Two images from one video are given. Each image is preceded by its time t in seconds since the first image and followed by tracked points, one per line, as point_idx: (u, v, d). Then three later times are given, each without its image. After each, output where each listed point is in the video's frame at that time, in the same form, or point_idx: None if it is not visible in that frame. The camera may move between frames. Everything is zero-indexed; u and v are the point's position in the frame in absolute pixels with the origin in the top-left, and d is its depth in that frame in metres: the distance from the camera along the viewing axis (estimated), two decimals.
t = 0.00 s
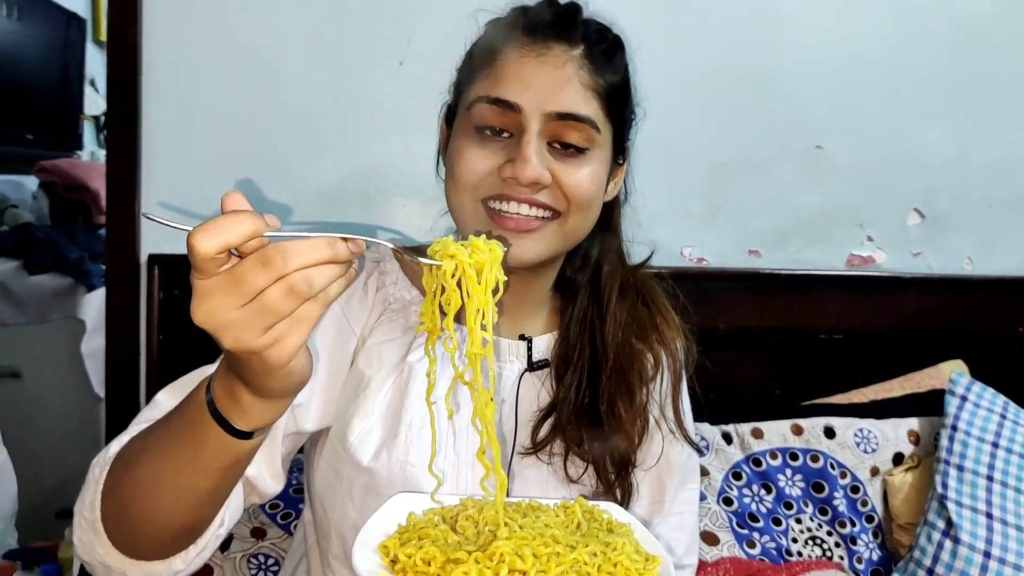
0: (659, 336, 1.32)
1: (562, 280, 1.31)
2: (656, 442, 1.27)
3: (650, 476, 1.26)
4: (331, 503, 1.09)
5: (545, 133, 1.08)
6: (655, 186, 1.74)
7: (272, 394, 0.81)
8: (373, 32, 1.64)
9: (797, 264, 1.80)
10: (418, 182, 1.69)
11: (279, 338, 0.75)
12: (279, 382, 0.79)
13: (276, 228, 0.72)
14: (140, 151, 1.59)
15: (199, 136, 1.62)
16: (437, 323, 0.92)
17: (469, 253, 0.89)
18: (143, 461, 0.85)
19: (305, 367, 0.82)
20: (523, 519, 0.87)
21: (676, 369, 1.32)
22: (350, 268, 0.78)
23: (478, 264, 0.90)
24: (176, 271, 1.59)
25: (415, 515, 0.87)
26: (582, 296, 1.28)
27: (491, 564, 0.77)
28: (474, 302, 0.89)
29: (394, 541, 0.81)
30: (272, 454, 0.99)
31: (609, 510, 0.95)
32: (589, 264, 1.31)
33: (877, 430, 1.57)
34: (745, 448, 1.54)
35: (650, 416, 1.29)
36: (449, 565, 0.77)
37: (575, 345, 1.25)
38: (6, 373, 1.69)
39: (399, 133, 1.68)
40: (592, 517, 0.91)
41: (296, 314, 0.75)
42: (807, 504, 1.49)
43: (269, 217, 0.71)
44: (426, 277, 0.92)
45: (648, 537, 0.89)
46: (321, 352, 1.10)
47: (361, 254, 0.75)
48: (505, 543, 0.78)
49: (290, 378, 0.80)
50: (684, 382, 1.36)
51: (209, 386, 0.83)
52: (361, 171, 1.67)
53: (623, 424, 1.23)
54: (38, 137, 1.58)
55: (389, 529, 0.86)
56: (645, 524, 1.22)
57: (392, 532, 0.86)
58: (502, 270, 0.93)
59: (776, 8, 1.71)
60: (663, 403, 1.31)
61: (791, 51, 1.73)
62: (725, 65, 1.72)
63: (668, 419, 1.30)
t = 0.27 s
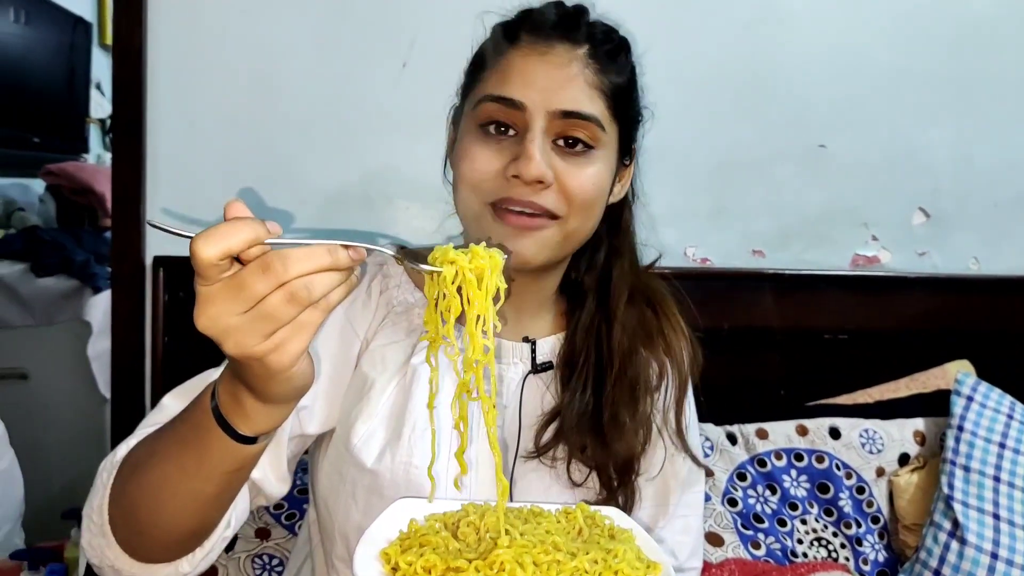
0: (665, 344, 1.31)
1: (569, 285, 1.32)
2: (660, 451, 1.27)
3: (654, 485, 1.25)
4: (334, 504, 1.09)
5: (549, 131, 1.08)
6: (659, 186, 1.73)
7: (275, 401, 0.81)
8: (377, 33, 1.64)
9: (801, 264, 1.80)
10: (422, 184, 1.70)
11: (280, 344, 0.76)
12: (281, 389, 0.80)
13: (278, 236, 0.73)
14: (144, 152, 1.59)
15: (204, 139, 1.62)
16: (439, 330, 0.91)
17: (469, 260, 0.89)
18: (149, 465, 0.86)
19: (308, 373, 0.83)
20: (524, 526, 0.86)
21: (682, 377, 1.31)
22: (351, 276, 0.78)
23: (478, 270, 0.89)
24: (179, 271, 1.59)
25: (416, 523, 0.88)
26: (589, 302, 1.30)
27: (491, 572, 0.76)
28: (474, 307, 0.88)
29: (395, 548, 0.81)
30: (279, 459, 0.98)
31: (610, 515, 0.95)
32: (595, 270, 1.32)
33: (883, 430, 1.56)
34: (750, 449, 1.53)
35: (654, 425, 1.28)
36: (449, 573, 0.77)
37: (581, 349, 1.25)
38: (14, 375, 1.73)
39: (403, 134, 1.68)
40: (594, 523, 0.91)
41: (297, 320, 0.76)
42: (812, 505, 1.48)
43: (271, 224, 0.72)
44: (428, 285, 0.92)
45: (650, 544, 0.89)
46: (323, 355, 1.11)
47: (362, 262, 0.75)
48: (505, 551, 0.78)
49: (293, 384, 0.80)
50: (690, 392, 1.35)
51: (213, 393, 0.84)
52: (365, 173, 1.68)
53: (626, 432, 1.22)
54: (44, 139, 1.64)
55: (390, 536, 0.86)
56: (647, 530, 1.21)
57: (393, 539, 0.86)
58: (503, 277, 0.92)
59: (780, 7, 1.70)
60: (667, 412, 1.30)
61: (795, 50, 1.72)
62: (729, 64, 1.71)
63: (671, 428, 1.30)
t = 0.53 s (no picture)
0: (662, 329, 1.32)
1: (566, 280, 1.32)
2: (663, 431, 1.28)
3: (657, 467, 1.25)
4: (331, 505, 1.08)
5: (566, 127, 1.12)
6: (656, 185, 1.73)
7: (274, 401, 0.81)
8: (373, 33, 1.64)
9: (797, 262, 1.80)
10: (418, 182, 1.68)
11: (279, 344, 0.76)
12: (280, 389, 0.80)
13: (278, 234, 0.73)
14: (139, 152, 1.59)
15: (199, 138, 1.61)
16: (441, 331, 0.92)
17: (472, 262, 0.89)
18: (146, 468, 0.86)
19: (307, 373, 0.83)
20: (524, 523, 0.86)
21: (679, 360, 1.32)
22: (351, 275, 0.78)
23: (479, 272, 0.89)
24: (175, 272, 1.59)
25: (415, 519, 0.87)
26: (584, 294, 1.30)
27: (490, 569, 0.77)
28: (478, 309, 0.88)
29: (394, 546, 0.81)
30: (276, 460, 0.98)
31: (609, 511, 0.95)
32: (587, 262, 1.32)
33: (879, 428, 1.57)
34: (747, 447, 1.54)
35: (656, 405, 1.29)
36: (449, 569, 0.77)
37: (581, 340, 1.25)
38: (7, 377, 1.71)
39: (399, 134, 1.67)
40: (594, 519, 0.92)
41: (297, 320, 0.76)
42: (809, 502, 1.49)
43: (272, 223, 0.72)
44: (429, 286, 0.92)
45: (649, 538, 0.89)
46: (322, 355, 1.11)
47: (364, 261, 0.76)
48: (505, 548, 0.78)
49: (292, 385, 0.80)
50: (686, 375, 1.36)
51: (212, 394, 0.83)
52: (361, 173, 1.67)
53: (632, 413, 1.23)
54: (39, 141, 1.62)
55: (388, 532, 0.86)
56: (647, 526, 1.21)
57: (391, 535, 0.86)
58: (504, 278, 0.92)
59: (775, 6, 1.71)
60: (669, 394, 1.30)
61: (790, 49, 1.73)
62: (725, 63, 1.72)
63: (673, 407, 1.30)
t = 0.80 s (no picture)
0: (660, 317, 1.33)
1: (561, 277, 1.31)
2: (667, 413, 1.29)
3: (661, 449, 1.26)
4: (330, 506, 1.08)
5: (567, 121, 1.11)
6: (654, 185, 1.74)
7: (282, 402, 0.80)
8: (372, 33, 1.64)
9: (795, 263, 1.80)
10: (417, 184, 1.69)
11: (290, 345, 0.76)
12: (289, 390, 0.80)
13: (293, 237, 0.74)
14: (137, 151, 1.59)
15: (198, 137, 1.61)
16: (452, 336, 0.92)
17: (482, 269, 0.89)
18: (149, 473, 0.86)
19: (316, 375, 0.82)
20: (526, 519, 0.86)
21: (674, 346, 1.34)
22: (364, 278, 0.78)
23: (490, 280, 0.89)
24: (174, 272, 1.59)
25: (418, 516, 0.88)
26: (577, 289, 1.30)
27: (495, 564, 0.77)
28: (486, 315, 0.89)
29: (397, 541, 0.80)
30: (277, 466, 0.99)
31: (611, 509, 0.95)
32: (580, 258, 1.32)
33: (876, 429, 1.57)
34: (744, 447, 1.54)
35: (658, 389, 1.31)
36: (453, 564, 0.77)
37: (581, 331, 1.26)
38: (5, 377, 1.71)
39: (397, 134, 1.68)
40: (595, 516, 0.91)
41: (308, 321, 0.76)
42: (806, 503, 1.49)
43: (288, 225, 0.72)
44: (440, 292, 0.93)
45: (651, 535, 0.89)
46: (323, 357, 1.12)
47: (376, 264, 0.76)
48: (508, 543, 0.78)
49: (301, 386, 0.80)
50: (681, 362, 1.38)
51: (218, 399, 0.83)
52: (359, 172, 1.67)
53: (639, 396, 1.24)
54: (38, 139, 1.63)
55: (390, 529, 0.87)
56: (647, 523, 1.21)
57: (394, 531, 0.86)
58: (513, 287, 0.92)
59: (773, 6, 1.71)
60: (668, 378, 1.33)
61: (788, 50, 1.73)
62: (723, 64, 1.72)
63: (672, 390, 1.33)
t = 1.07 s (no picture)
0: (658, 323, 1.32)
1: (558, 277, 1.32)
2: (662, 422, 1.27)
3: (655, 461, 1.25)
4: (329, 508, 1.08)
5: (541, 116, 1.10)
6: (653, 186, 1.74)
7: (287, 415, 0.81)
8: (370, 34, 1.64)
9: (795, 264, 1.80)
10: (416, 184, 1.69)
11: (297, 359, 0.76)
12: (294, 404, 0.80)
13: (300, 252, 0.75)
14: (136, 152, 1.59)
15: (197, 138, 1.61)
16: (454, 348, 0.92)
17: (484, 284, 0.89)
18: (155, 481, 0.86)
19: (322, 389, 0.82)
20: (528, 519, 0.87)
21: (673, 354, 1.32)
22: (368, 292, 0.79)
23: (493, 296, 0.89)
24: (174, 273, 1.59)
25: (419, 516, 0.88)
26: (577, 290, 1.30)
27: (498, 564, 0.77)
28: (488, 329, 0.89)
29: (399, 541, 0.81)
30: (280, 470, 1.00)
31: (612, 510, 0.95)
32: (580, 260, 1.32)
33: (875, 429, 1.57)
34: (743, 449, 1.54)
35: (654, 399, 1.29)
36: (455, 565, 0.77)
37: (575, 337, 1.26)
38: (5, 377, 1.71)
39: (396, 134, 1.67)
40: (596, 517, 0.91)
41: (314, 336, 0.77)
42: (805, 503, 1.49)
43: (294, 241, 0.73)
44: (442, 305, 0.93)
45: (651, 536, 0.89)
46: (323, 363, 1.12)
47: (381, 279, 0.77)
48: (511, 543, 0.78)
49: (306, 399, 0.80)
50: (681, 369, 1.36)
51: (223, 408, 0.84)
52: (358, 173, 1.67)
53: (631, 404, 1.22)
54: (36, 139, 1.63)
55: (393, 528, 0.87)
56: (646, 524, 1.21)
57: (395, 531, 0.86)
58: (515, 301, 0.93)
59: (772, 7, 1.71)
60: (666, 386, 1.32)
61: (787, 52, 1.73)
62: (722, 65, 1.72)
63: (670, 398, 1.31)
